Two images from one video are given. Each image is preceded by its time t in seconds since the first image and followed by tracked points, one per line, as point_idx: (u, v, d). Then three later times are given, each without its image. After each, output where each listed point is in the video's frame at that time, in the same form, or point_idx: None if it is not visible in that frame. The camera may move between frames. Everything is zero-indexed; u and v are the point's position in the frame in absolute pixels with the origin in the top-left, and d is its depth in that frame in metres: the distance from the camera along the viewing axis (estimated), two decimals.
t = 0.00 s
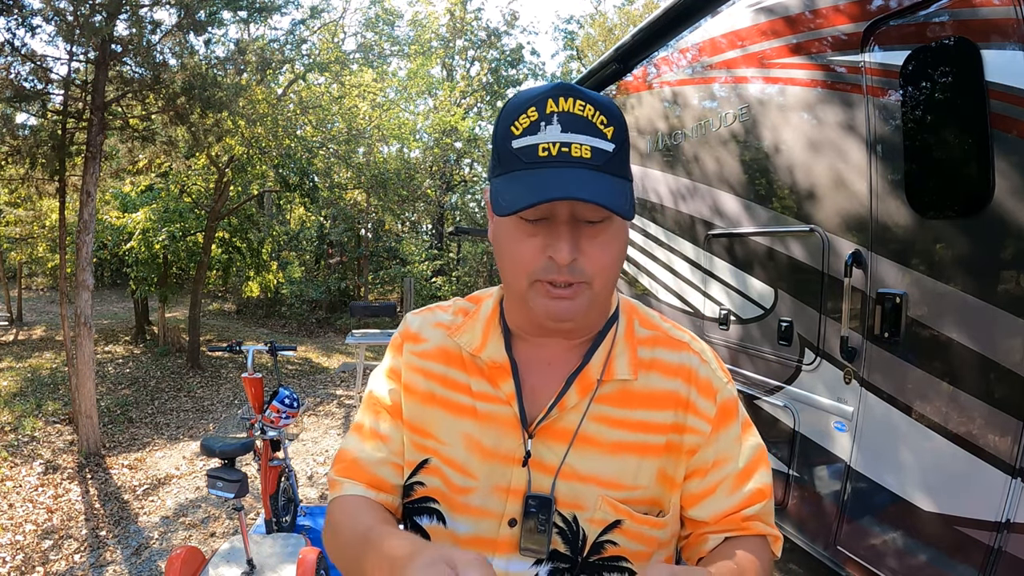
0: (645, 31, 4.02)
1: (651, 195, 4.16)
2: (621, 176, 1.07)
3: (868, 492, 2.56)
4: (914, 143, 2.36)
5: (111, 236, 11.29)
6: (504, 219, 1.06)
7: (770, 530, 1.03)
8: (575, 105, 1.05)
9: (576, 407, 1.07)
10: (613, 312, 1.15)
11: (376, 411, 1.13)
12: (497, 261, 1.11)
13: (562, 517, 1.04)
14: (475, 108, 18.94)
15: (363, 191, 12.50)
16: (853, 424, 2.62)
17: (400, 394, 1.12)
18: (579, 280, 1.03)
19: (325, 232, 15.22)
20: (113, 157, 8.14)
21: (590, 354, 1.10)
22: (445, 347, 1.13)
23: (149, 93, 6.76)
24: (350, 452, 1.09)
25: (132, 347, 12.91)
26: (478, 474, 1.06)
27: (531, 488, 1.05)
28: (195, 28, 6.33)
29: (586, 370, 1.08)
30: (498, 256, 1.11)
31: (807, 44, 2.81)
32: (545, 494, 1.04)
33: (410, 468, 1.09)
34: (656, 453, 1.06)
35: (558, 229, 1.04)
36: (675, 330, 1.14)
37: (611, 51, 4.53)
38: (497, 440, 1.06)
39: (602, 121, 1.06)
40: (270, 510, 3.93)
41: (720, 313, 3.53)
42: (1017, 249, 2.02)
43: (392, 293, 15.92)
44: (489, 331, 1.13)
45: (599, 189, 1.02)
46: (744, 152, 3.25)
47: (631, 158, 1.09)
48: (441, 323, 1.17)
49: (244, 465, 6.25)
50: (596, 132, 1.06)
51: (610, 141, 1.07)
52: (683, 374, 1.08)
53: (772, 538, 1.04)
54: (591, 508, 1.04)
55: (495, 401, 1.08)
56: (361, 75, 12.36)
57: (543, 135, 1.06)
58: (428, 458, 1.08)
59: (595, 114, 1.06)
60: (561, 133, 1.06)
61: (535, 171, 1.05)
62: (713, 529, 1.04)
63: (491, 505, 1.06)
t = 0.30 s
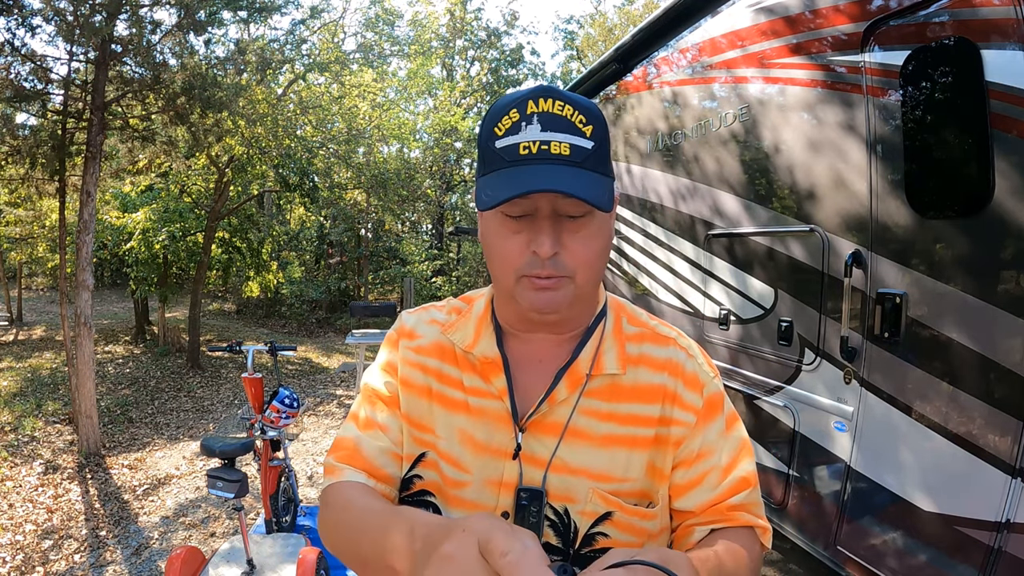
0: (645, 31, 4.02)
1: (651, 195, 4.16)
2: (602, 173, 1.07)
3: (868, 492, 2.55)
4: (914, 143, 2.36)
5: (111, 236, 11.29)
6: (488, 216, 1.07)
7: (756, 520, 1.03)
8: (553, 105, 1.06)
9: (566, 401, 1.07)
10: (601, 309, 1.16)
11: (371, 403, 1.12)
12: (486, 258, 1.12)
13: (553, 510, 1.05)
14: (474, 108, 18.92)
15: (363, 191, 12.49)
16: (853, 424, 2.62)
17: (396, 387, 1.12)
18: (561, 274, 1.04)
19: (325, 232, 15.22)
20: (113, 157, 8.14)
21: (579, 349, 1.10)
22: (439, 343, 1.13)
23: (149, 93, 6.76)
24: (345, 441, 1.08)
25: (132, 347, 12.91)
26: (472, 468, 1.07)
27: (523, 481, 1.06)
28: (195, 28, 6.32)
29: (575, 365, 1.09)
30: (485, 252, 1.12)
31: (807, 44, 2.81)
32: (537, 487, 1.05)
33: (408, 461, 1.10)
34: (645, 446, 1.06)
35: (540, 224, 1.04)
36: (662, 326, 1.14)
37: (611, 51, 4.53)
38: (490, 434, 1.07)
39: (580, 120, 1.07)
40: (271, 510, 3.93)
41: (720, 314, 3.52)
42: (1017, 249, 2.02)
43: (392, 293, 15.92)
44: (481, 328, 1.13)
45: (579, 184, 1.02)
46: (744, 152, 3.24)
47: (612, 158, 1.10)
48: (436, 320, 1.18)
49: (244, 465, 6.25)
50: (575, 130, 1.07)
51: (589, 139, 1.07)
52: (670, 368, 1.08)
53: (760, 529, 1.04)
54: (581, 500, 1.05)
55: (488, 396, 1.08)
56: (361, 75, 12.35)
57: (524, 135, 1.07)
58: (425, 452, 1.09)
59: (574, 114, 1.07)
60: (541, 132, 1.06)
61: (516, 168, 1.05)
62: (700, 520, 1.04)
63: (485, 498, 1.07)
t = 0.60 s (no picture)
0: (645, 31, 4.03)
1: (651, 195, 4.16)
2: (598, 174, 1.07)
3: (868, 492, 2.56)
4: (914, 143, 2.36)
5: (111, 236, 11.29)
6: (485, 216, 1.07)
7: (750, 520, 1.04)
8: (549, 107, 1.06)
9: (561, 400, 1.07)
10: (597, 308, 1.15)
11: (367, 400, 1.13)
12: (482, 257, 1.12)
13: (548, 508, 1.05)
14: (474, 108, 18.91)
15: (363, 191, 12.48)
16: (853, 424, 2.62)
17: (392, 385, 1.13)
18: (558, 275, 1.04)
19: (325, 232, 15.22)
20: (113, 157, 8.14)
21: (574, 348, 1.10)
22: (436, 342, 1.13)
23: (149, 93, 6.76)
24: (342, 436, 1.08)
25: (132, 347, 12.91)
26: (468, 465, 1.08)
27: (518, 479, 1.06)
28: (195, 28, 6.32)
29: (570, 364, 1.09)
30: (482, 252, 1.12)
31: (807, 44, 2.81)
32: (531, 485, 1.04)
33: (403, 459, 1.10)
34: (639, 445, 1.06)
35: (537, 224, 1.05)
36: (657, 326, 1.14)
37: (611, 51, 4.53)
38: (485, 433, 1.07)
39: (575, 121, 1.07)
40: (271, 510, 3.93)
41: (720, 314, 3.52)
42: (1017, 249, 2.02)
43: (392, 294, 15.91)
44: (477, 327, 1.13)
45: (576, 186, 1.03)
46: (744, 152, 3.25)
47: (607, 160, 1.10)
48: (433, 319, 1.18)
49: (244, 465, 6.25)
50: (570, 132, 1.07)
51: (584, 140, 1.07)
52: (665, 367, 1.08)
53: (753, 528, 1.04)
54: (576, 499, 1.05)
55: (483, 395, 1.09)
56: (361, 75, 12.35)
57: (520, 136, 1.07)
58: (421, 450, 1.09)
59: (570, 115, 1.07)
60: (537, 134, 1.07)
61: (513, 169, 1.05)
62: (694, 519, 1.05)
63: (480, 496, 1.07)
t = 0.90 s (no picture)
0: (645, 31, 4.03)
1: (651, 195, 4.16)
2: (597, 175, 1.07)
3: (868, 492, 2.56)
4: (914, 142, 2.36)
5: (111, 236, 11.29)
6: (484, 216, 1.07)
7: (750, 515, 1.04)
8: (549, 107, 1.06)
9: (560, 400, 1.07)
10: (595, 309, 1.15)
11: (366, 401, 1.13)
12: (481, 258, 1.12)
13: (548, 507, 1.05)
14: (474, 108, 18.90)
15: (363, 191, 12.46)
16: (853, 424, 2.62)
17: (392, 385, 1.12)
18: (557, 274, 1.04)
19: (325, 232, 15.23)
20: (113, 157, 8.14)
21: (574, 348, 1.10)
22: (435, 342, 1.13)
23: (149, 93, 6.76)
24: (341, 437, 1.08)
25: (132, 347, 12.91)
26: (467, 465, 1.08)
27: (517, 479, 1.06)
28: (195, 28, 6.32)
29: (569, 364, 1.08)
30: (481, 251, 1.12)
31: (807, 44, 2.81)
32: (531, 485, 1.04)
33: (402, 459, 1.10)
34: (639, 445, 1.06)
35: (537, 224, 1.04)
36: (656, 326, 1.14)
37: (611, 51, 4.53)
38: (484, 432, 1.07)
39: (576, 122, 1.07)
40: (270, 510, 3.93)
41: (720, 313, 3.52)
42: (1017, 248, 2.02)
43: (392, 294, 15.90)
44: (476, 327, 1.13)
45: (575, 186, 1.02)
46: (744, 152, 3.25)
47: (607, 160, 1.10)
48: (432, 319, 1.18)
49: (244, 465, 6.25)
50: (571, 133, 1.07)
51: (584, 141, 1.07)
52: (664, 367, 1.08)
53: (752, 523, 1.05)
54: (575, 498, 1.05)
55: (482, 395, 1.09)
56: (361, 75, 12.34)
57: (520, 136, 1.07)
58: (420, 450, 1.09)
59: (569, 116, 1.07)
60: (537, 135, 1.06)
61: (513, 170, 1.05)
62: (695, 517, 1.05)
63: (479, 496, 1.07)
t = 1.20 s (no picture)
0: (645, 31, 4.03)
1: (651, 195, 4.16)
2: (601, 176, 1.08)
3: (868, 492, 2.56)
4: (914, 143, 2.37)
5: (111, 236, 11.29)
6: (487, 216, 1.07)
7: (751, 515, 1.05)
8: (554, 109, 1.06)
9: (561, 400, 1.07)
10: (596, 310, 1.15)
11: (366, 401, 1.13)
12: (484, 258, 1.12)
13: (549, 508, 1.06)
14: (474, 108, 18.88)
15: (363, 191, 12.43)
16: (853, 425, 2.62)
17: (393, 386, 1.12)
18: (560, 276, 1.04)
19: (325, 232, 15.23)
20: (113, 157, 8.14)
21: (575, 349, 1.10)
22: (436, 343, 1.13)
23: (149, 93, 6.76)
24: (341, 437, 1.08)
25: (132, 347, 12.91)
26: (468, 466, 1.08)
27: (519, 480, 1.06)
28: (195, 28, 6.31)
29: (570, 364, 1.08)
30: (483, 251, 1.12)
31: (807, 44, 2.81)
32: (532, 486, 1.05)
33: (402, 460, 1.10)
34: (640, 445, 1.06)
35: (540, 225, 1.04)
36: (657, 326, 1.14)
37: (611, 51, 4.53)
38: (486, 433, 1.07)
39: (579, 123, 1.07)
40: (270, 511, 3.92)
41: (720, 314, 3.52)
42: (1017, 249, 2.02)
43: (391, 294, 15.89)
44: (478, 328, 1.13)
45: (578, 188, 1.03)
46: (744, 152, 3.25)
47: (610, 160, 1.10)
48: (433, 320, 1.17)
49: (244, 465, 6.25)
50: (574, 134, 1.07)
51: (588, 142, 1.08)
52: (665, 367, 1.08)
53: (754, 522, 1.05)
54: (577, 498, 1.05)
55: (483, 395, 1.09)
56: (361, 75, 12.33)
57: (524, 137, 1.07)
58: (421, 451, 1.09)
59: (573, 117, 1.07)
60: (541, 136, 1.07)
61: (517, 172, 1.05)
62: (696, 517, 1.05)
63: (480, 497, 1.08)
